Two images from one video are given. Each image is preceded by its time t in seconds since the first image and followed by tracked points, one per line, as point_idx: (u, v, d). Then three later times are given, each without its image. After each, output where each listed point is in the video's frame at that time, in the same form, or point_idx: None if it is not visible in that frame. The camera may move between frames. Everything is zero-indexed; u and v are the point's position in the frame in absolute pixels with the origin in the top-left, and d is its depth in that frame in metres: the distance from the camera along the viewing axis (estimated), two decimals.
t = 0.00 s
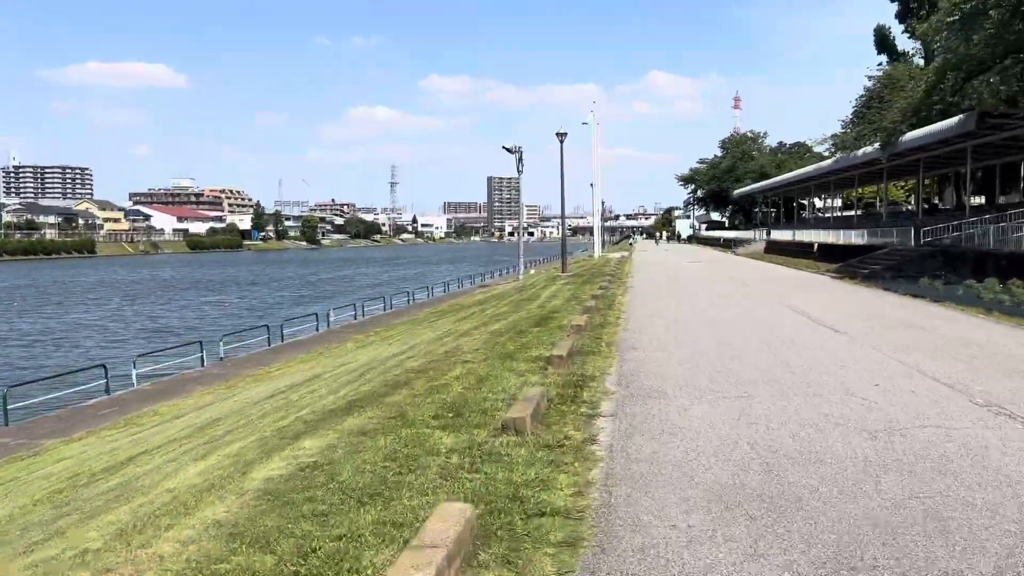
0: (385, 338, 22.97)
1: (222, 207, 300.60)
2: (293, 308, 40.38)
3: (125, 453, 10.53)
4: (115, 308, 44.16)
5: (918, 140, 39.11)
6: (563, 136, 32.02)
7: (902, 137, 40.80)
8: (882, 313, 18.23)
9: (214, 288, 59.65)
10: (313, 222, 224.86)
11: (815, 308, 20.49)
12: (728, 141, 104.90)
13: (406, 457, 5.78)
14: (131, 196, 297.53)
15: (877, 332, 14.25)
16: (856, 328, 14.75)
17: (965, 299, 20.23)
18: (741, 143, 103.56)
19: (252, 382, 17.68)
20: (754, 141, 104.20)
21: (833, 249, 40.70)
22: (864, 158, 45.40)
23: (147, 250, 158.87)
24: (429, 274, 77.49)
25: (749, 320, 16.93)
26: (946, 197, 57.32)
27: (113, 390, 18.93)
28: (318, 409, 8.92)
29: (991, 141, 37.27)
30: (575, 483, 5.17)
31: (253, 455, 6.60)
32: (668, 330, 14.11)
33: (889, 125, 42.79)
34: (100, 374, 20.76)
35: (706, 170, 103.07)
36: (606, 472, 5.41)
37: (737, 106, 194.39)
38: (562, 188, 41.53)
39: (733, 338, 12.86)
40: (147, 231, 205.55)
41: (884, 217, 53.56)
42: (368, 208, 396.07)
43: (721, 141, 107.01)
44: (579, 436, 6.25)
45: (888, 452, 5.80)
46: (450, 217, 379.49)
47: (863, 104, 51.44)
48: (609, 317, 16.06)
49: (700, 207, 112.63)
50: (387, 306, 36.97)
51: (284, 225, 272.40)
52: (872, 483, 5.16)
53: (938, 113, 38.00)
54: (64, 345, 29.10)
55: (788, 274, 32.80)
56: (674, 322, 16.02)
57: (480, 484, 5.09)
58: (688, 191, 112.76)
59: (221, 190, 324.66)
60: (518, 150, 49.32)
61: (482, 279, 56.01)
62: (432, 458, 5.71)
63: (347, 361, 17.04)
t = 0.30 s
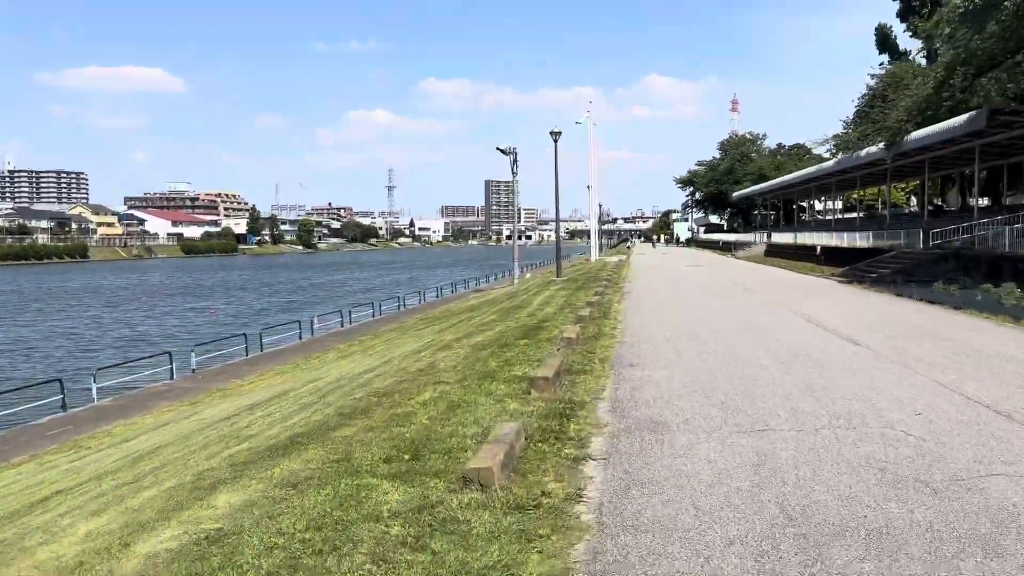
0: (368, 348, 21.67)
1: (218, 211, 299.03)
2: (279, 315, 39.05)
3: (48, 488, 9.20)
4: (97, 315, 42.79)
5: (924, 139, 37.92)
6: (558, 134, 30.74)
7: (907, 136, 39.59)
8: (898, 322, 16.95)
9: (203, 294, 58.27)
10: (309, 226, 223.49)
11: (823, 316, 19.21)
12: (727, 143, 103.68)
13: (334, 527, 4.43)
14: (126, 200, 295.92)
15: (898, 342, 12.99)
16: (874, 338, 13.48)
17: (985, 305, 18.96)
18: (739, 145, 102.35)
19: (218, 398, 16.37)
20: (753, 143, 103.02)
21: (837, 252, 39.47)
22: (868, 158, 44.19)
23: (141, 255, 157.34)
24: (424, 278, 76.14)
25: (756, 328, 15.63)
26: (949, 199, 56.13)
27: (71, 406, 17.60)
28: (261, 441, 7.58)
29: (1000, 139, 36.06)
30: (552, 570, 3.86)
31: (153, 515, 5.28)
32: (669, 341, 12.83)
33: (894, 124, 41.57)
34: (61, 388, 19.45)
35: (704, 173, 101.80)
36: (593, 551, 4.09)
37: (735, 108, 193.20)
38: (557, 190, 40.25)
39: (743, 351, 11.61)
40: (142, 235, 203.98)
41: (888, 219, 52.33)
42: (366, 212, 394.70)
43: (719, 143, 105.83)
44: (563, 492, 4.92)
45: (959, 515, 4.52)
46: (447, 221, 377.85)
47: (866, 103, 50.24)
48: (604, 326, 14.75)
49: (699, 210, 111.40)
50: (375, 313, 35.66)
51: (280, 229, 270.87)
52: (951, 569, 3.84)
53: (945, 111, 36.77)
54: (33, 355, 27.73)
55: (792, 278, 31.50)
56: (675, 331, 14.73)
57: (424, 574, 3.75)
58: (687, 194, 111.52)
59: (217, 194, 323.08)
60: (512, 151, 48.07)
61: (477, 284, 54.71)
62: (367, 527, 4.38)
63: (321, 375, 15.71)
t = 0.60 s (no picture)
0: (349, 354, 20.43)
1: (213, 210, 297.19)
2: (264, 317, 37.75)
3: None
4: (76, 318, 41.39)
5: (930, 134, 36.73)
6: (550, 129, 29.43)
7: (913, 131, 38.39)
8: (916, 328, 15.71)
9: (189, 295, 56.88)
10: (305, 225, 221.94)
11: (833, 320, 17.99)
12: (725, 140, 102.31)
13: None
14: (121, 200, 294.32)
15: (921, 351, 11.78)
16: (894, 346, 12.28)
17: (1005, 308, 17.70)
18: (738, 142, 100.95)
19: (178, 414, 15.08)
20: (751, 140, 101.66)
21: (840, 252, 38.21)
22: (871, 153, 42.95)
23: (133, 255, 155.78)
24: (417, 278, 74.78)
25: (762, 334, 14.40)
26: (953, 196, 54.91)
27: (20, 421, 16.30)
28: (180, 484, 6.30)
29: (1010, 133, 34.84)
30: None
31: None
32: (668, 351, 11.59)
33: (899, 119, 40.31)
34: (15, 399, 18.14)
35: (702, 170, 100.41)
36: None
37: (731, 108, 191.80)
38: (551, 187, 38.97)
39: (751, 362, 10.39)
40: (136, 235, 202.25)
41: (891, 217, 51.08)
42: (363, 211, 392.86)
43: (717, 140, 104.43)
44: None
45: None
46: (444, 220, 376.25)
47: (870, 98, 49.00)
48: (597, 334, 13.49)
49: (697, 208, 110.01)
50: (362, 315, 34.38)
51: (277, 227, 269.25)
52: None
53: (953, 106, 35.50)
54: None
55: (797, 278, 30.21)
56: (676, 338, 13.48)
57: None
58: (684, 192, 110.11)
59: (212, 193, 321.25)
60: (507, 147, 46.79)
61: (470, 284, 53.36)
62: None
63: (290, 387, 14.48)
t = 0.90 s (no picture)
0: (325, 360, 19.11)
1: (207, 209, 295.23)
2: (246, 319, 36.38)
3: None
4: (52, 320, 40.03)
5: (935, 128, 35.49)
6: (540, 123, 28.17)
7: (917, 125, 37.14)
8: (934, 332, 14.47)
9: (173, 296, 55.49)
10: (299, 224, 220.29)
11: (841, 322, 16.76)
12: (721, 137, 100.99)
13: None
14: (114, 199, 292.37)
15: (947, 354, 10.56)
16: (915, 348, 11.03)
17: None
18: (734, 139, 99.43)
19: (128, 431, 13.85)
20: (748, 137, 100.35)
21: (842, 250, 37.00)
22: (873, 148, 41.76)
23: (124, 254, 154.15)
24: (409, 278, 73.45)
25: (769, 338, 13.14)
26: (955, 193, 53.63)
27: None
28: (57, 548, 5.05)
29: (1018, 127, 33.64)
30: None
31: None
32: (666, 359, 10.34)
33: (902, 113, 39.09)
34: None
35: (699, 168, 98.91)
36: None
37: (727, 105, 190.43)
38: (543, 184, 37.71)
39: (761, 369, 9.13)
40: (128, 234, 200.33)
41: (892, 214, 49.90)
42: (358, 209, 390.77)
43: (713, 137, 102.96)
44: None
45: None
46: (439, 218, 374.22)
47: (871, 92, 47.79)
48: (587, 341, 12.21)
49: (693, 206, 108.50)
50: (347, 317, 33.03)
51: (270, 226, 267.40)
52: None
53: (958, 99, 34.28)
54: None
55: (800, 278, 28.95)
56: (673, 342, 12.21)
57: None
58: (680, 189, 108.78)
59: (206, 192, 319.24)
60: (499, 143, 45.48)
61: (461, 284, 52.06)
62: None
63: (250, 401, 13.23)
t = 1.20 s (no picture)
0: (294, 368, 17.77)
1: (200, 206, 293.12)
2: (225, 320, 34.99)
3: None
4: (26, 321, 38.59)
5: (940, 120, 34.21)
6: (529, 113, 26.85)
7: (920, 118, 35.85)
8: (955, 338, 13.20)
9: (156, 295, 53.98)
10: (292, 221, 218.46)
11: (850, 324, 15.49)
12: (718, 132, 99.59)
13: None
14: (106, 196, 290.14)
15: (979, 364, 9.28)
16: (942, 357, 9.75)
17: None
18: (731, 134, 98.05)
19: (65, 449, 12.55)
20: (745, 132, 98.96)
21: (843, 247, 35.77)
22: (876, 141, 40.52)
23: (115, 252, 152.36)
24: (400, 275, 72.03)
25: (776, 341, 11.82)
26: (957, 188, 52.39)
27: None
28: None
29: None
30: None
31: None
32: (661, 372, 9.04)
33: (905, 105, 37.87)
34: None
35: (695, 163, 97.41)
36: None
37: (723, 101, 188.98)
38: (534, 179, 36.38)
39: (769, 386, 7.85)
40: (119, 231, 198.37)
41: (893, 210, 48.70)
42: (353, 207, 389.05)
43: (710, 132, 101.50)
44: None
45: None
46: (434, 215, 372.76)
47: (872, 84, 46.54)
48: (572, 349, 10.89)
49: (690, 202, 107.07)
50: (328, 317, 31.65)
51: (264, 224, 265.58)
52: None
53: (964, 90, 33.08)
54: None
55: (804, 276, 27.62)
56: (668, 346, 10.93)
57: None
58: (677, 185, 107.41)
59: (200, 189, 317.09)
60: (489, 137, 44.04)
61: (452, 282, 50.72)
62: None
63: (198, 418, 11.94)
